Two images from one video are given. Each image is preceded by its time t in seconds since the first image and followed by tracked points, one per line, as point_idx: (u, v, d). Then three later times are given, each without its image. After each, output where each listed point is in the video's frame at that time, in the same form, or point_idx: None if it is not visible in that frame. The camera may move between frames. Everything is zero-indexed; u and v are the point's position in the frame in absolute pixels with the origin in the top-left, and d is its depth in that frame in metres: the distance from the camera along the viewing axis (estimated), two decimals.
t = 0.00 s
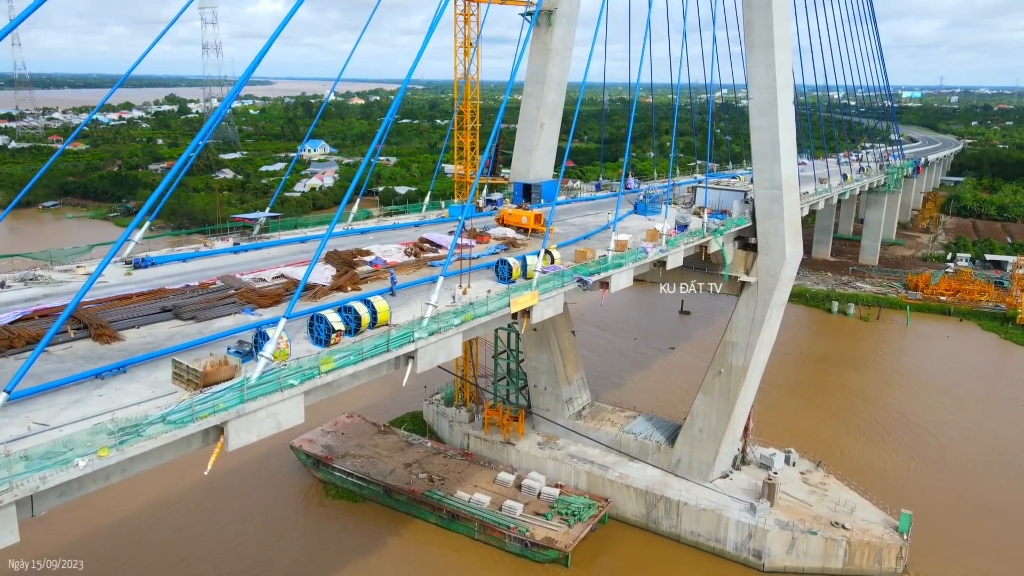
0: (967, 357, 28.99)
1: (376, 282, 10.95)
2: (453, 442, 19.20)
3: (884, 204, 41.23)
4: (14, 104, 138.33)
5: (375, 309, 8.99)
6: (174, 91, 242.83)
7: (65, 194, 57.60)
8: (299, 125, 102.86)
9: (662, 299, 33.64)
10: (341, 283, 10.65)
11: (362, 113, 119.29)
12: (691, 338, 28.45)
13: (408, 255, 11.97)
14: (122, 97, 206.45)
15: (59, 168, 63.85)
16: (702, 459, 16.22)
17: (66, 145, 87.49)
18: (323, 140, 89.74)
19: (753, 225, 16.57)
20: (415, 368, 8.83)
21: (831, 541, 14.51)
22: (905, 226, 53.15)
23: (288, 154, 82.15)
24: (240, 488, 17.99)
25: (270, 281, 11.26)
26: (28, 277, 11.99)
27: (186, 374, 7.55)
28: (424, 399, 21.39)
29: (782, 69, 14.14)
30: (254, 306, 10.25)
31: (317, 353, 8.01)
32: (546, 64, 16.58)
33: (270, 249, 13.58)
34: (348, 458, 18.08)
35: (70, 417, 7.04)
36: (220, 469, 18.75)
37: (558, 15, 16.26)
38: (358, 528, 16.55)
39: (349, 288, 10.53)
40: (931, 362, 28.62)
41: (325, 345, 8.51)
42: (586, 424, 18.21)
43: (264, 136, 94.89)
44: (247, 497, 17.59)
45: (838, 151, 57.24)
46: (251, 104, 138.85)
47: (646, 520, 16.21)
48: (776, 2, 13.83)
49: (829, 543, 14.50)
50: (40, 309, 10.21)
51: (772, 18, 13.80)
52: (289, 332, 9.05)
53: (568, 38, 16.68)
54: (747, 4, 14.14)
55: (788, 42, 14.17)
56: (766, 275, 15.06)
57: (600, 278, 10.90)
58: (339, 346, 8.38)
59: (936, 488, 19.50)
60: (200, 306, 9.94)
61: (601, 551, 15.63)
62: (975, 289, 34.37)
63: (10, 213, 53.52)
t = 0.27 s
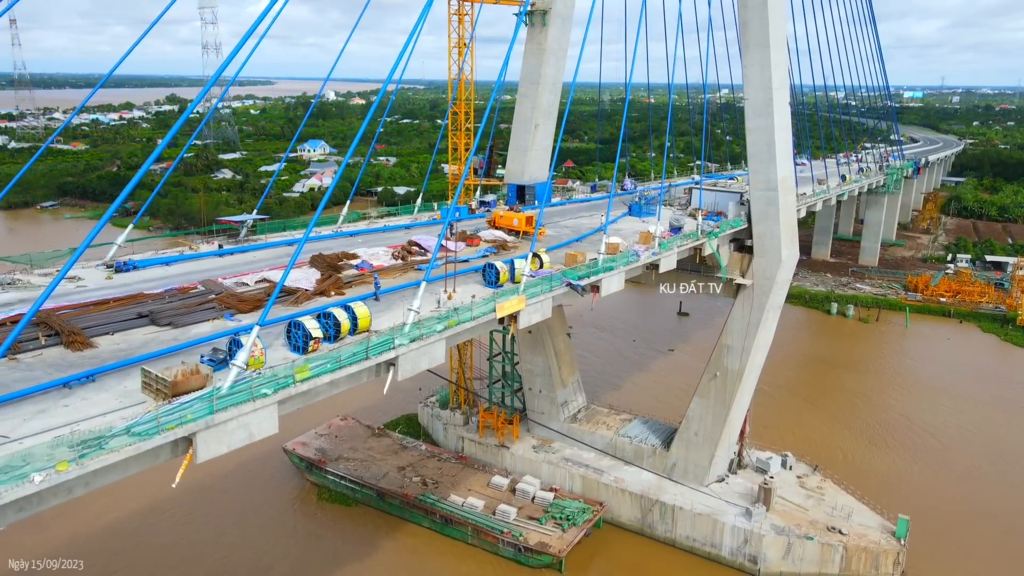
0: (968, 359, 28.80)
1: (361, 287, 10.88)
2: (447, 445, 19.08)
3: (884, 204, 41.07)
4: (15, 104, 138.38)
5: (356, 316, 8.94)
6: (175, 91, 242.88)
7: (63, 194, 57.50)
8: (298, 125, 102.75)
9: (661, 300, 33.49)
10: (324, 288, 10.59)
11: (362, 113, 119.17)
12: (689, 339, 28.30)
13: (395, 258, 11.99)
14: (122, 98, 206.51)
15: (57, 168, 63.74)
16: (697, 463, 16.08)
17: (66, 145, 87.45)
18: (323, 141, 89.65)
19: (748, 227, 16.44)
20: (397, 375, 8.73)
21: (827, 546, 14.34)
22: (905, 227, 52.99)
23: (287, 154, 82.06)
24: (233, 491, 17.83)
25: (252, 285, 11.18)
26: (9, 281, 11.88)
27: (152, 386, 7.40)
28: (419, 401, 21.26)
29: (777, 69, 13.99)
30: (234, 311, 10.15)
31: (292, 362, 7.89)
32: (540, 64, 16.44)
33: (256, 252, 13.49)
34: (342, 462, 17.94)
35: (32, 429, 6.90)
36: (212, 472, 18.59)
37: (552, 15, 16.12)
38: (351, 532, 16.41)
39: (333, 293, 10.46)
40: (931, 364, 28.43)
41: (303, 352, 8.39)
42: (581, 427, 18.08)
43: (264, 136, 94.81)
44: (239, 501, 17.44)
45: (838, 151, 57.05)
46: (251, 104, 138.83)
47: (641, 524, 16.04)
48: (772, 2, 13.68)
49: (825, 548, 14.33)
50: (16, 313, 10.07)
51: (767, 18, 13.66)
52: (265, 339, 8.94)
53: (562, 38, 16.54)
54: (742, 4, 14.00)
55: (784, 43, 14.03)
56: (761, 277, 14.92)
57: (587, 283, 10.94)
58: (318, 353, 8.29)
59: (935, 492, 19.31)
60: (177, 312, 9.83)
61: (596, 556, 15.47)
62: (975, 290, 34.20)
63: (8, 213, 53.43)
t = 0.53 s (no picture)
0: (968, 361, 28.59)
1: (345, 292, 10.81)
2: (442, 448, 18.94)
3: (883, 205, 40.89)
4: (16, 104, 138.58)
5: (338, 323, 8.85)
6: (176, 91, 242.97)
7: (62, 194, 57.46)
8: (298, 125, 102.63)
9: (659, 301, 33.35)
10: (307, 292, 10.53)
11: (362, 112, 119.05)
12: (687, 341, 28.15)
13: (383, 262, 12.06)
14: (123, 97, 206.71)
15: (56, 168, 63.72)
16: (693, 467, 15.92)
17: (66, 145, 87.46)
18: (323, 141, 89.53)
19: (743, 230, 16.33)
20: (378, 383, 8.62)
21: (824, 552, 14.17)
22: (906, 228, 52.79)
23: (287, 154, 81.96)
24: (226, 494, 17.69)
25: (234, 289, 11.10)
26: None
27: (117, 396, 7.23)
28: (414, 404, 21.13)
29: (773, 70, 13.84)
30: (213, 316, 10.06)
31: (267, 370, 7.75)
32: (535, 64, 16.30)
33: (242, 256, 13.43)
34: (335, 465, 17.79)
35: None
36: (206, 475, 18.46)
37: (547, 15, 15.99)
38: (344, 536, 16.27)
39: (316, 298, 10.41)
40: (931, 366, 28.23)
41: (280, 359, 8.26)
42: (576, 431, 17.93)
43: (263, 137, 94.76)
44: (232, 504, 17.30)
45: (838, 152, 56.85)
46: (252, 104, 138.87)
47: (636, 529, 15.88)
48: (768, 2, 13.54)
49: (822, 554, 14.16)
50: None
51: (764, 17, 13.50)
52: (241, 347, 8.82)
53: (557, 38, 16.41)
54: (737, 4, 13.86)
55: (780, 43, 13.88)
56: (757, 280, 14.78)
57: (576, 287, 10.90)
58: (297, 361, 8.17)
59: (933, 495, 19.11)
60: (154, 318, 9.73)
61: (591, 561, 15.31)
62: (975, 292, 34.00)
63: (7, 213, 53.40)
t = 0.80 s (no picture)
0: (968, 364, 28.40)
1: (330, 297, 10.72)
2: (436, 452, 18.81)
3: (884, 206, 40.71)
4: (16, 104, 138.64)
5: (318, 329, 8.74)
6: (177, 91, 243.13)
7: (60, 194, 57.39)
8: (298, 126, 102.53)
9: (657, 302, 33.20)
10: (290, 297, 10.44)
11: (362, 113, 118.96)
12: (685, 342, 27.99)
13: (370, 265, 11.98)
14: (124, 97, 206.91)
15: (54, 168, 63.66)
16: (689, 471, 15.77)
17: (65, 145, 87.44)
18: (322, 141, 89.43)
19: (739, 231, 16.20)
20: (358, 392, 8.51)
21: (821, 558, 13.99)
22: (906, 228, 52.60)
23: (286, 155, 81.86)
24: (219, 497, 17.56)
25: (216, 294, 10.99)
26: None
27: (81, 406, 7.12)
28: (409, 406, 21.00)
29: (769, 70, 13.69)
30: (191, 322, 9.95)
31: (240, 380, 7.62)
32: (530, 64, 16.17)
33: (227, 259, 13.34)
34: (329, 468, 17.65)
35: None
36: (200, 477, 18.35)
37: (542, 15, 15.86)
38: (337, 540, 16.13)
39: (299, 302, 10.32)
40: (931, 368, 28.04)
41: (255, 367, 8.16)
42: (572, 434, 17.78)
43: (263, 137, 94.69)
44: (226, 507, 17.17)
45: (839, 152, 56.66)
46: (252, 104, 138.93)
47: (631, 534, 15.73)
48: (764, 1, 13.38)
49: (819, 560, 13.99)
50: None
51: (760, 17, 13.34)
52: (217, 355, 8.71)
53: (552, 38, 16.29)
54: (733, 4, 13.70)
55: (776, 43, 13.73)
56: (753, 283, 14.63)
57: (565, 291, 10.79)
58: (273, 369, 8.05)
59: (932, 499, 18.92)
60: (129, 324, 9.61)
61: (585, 566, 15.15)
62: (976, 293, 33.79)
63: (5, 213, 53.34)
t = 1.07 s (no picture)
0: (968, 366, 28.22)
1: (313, 302, 10.62)
2: (431, 455, 18.68)
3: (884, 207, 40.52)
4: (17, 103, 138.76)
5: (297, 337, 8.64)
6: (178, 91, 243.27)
7: (59, 194, 57.33)
8: (298, 126, 102.45)
9: (656, 303, 33.01)
10: (273, 303, 10.34)
11: (363, 113, 118.92)
12: (683, 344, 27.82)
13: (357, 269, 11.93)
14: (125, 97, 207.06)
15: (53, 168, 63.59)
16: (685, 475, 15.62)
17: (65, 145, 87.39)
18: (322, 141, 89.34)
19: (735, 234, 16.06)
20: (337, 401, 8.39)
21: (818, 564, 13.83)
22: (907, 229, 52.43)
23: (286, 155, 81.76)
24: (213, 501, 17.42)
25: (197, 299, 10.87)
26: None
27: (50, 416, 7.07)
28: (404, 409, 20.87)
29: (766, 71, 13.54)
30: (169, 329, 9.84)
31: (212, 391, 7.50)
32: (525, 64, 16.02)
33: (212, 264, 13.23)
34: (322, 472, 17.51)
35: None
36: (194, 480, 18.23)
37: (537, 15, 15.71)
38: (330, 544, 15.99)
39: (280, 308, 10.22)
40: (931, 370, 27.88)
41: (231, 375, 8.05)
42: (567, 437, 17.63)
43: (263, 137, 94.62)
44: (219, 511, 17.03)
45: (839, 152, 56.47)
46: (253, 104, 138.94)
47: (626, 538, 15.57)
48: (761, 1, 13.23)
49: (816, 566, 13.83)
50: None
51: (756, 17, 13.18)
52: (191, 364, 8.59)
53: (547, 38, 16.13)
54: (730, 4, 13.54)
55: (773, 43, 13.58)
56: (750, 286, 14.48)
57: (553, 296, 10.69)
58: (248, 378, 7.95)
59: (931, 502, 18.76)
60: (104, 331, 9.48)
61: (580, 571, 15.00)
62: (976, 294, 33.61)
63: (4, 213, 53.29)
